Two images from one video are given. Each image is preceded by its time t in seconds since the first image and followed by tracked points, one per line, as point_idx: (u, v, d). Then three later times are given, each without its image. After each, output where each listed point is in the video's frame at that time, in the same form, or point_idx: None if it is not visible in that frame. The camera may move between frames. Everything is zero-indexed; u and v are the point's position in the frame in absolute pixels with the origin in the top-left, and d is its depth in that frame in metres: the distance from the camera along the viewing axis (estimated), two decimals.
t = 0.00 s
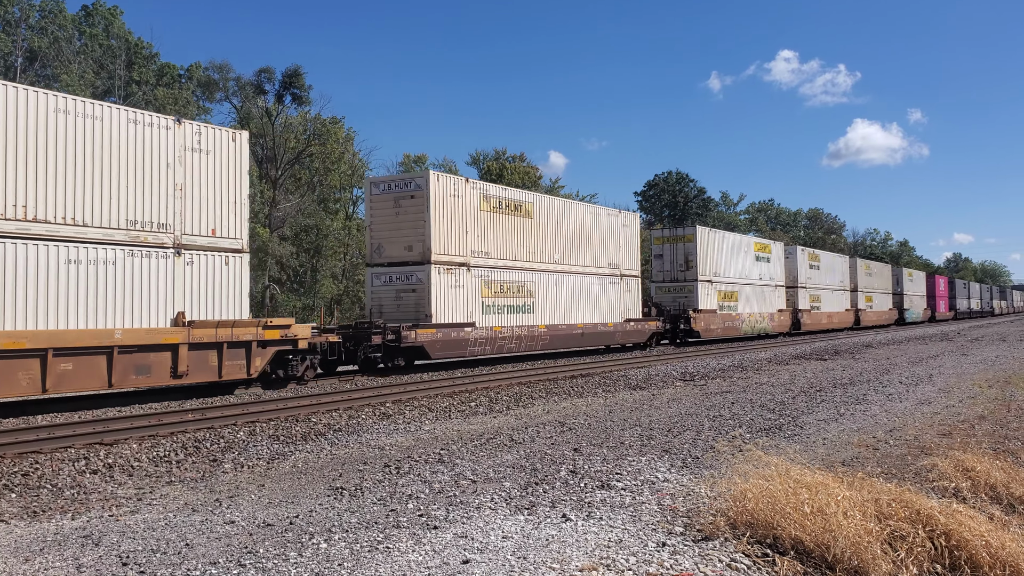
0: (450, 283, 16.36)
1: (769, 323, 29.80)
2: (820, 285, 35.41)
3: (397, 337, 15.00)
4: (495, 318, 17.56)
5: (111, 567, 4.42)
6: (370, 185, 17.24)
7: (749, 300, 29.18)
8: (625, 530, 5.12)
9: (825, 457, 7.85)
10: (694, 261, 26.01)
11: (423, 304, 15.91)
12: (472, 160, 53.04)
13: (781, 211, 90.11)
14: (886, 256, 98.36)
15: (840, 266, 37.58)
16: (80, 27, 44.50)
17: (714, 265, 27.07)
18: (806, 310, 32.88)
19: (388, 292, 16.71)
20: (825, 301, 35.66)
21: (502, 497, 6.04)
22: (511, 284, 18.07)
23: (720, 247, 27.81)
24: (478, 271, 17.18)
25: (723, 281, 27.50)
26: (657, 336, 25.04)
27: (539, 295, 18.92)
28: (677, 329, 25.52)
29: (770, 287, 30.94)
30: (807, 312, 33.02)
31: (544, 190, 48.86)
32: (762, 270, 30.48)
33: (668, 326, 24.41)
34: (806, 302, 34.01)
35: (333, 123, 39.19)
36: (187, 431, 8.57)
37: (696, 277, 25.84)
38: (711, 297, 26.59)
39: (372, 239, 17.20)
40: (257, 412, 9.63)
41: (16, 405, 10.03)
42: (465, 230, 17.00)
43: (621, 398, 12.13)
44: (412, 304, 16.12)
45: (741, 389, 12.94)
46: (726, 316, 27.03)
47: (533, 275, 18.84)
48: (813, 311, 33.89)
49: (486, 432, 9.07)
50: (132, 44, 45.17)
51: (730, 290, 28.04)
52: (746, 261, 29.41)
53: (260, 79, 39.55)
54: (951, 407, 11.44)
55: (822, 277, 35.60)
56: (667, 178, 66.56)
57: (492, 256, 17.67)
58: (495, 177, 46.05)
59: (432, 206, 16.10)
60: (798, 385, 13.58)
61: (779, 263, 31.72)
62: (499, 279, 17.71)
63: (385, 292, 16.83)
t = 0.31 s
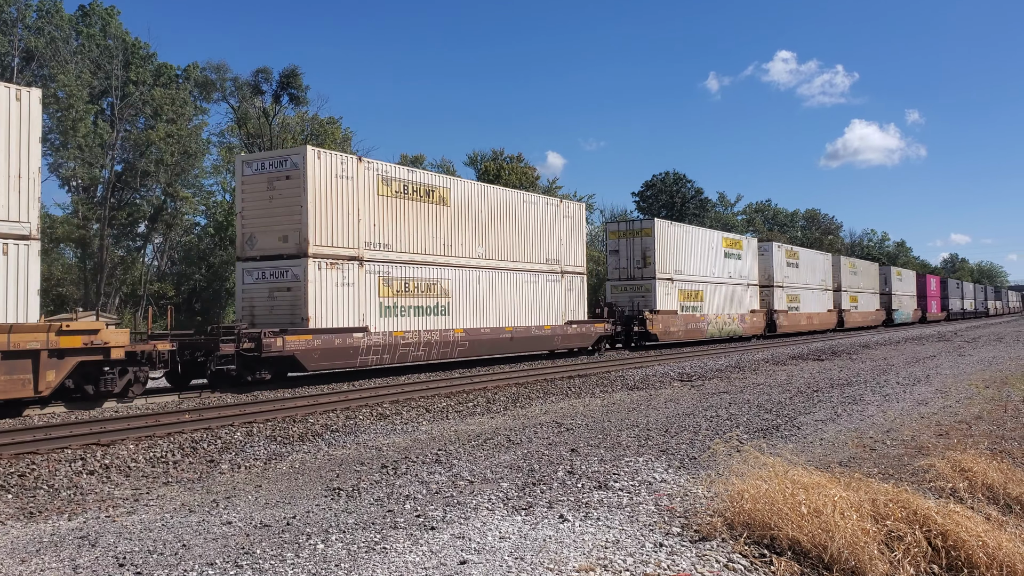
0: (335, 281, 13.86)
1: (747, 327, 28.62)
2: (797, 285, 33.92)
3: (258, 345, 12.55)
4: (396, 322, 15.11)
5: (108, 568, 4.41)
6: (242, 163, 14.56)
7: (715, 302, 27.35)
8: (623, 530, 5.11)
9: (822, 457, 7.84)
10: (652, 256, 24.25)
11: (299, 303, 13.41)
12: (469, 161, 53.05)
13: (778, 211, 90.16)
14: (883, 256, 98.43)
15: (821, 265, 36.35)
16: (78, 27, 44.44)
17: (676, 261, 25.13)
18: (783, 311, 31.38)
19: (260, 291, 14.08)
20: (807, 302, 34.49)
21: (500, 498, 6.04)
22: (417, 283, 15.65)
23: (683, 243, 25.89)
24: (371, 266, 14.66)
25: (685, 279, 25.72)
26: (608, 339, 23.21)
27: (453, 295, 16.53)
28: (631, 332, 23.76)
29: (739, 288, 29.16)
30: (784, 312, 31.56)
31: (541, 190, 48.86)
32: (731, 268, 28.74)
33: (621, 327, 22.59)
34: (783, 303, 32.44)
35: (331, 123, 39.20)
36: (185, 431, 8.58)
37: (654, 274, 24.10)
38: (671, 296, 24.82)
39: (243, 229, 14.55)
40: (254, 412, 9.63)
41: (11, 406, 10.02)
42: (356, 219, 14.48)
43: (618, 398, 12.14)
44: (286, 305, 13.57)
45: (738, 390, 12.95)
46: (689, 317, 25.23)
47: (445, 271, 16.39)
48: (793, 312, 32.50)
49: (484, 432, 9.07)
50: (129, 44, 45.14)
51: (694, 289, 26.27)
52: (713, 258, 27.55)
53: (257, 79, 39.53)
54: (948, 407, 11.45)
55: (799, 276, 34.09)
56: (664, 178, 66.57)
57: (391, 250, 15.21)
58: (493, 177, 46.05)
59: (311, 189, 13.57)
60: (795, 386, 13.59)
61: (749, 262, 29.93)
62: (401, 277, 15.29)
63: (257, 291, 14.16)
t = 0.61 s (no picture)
0: (172, 275, 11.51)
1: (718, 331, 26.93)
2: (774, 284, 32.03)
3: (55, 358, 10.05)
4: (258, 324, 12.72)
5: (105, 568, 4.41)
6: (64, 134, 12.13)
7: (678, 301, 25.25)
8: (622, 531, 5.11)
9: (820, 457, 7.84)
10: (603, 250, 22.15)
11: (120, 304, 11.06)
12: (468, 161, 53.06)
13: (776, 211, 90.15)
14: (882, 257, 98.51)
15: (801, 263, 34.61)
16: (76, 27, 44.37)
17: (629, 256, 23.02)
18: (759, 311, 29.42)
19: (79, 288, 11.68)
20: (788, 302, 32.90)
21: (498, 498, 6.04)
22: (290, 277, 13.29)
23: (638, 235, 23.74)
24: (227, 258, 12.33)
25: (642, 276, 23.64)
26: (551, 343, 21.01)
27: (341, 291, 14.18)
28: (577, 336, 21.49)
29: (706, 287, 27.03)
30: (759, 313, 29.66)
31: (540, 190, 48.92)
32: (696, 265, 26.65)
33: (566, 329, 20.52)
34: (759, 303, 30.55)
35: (329, 123, 39.22)
36: (183, 431, 8.57)
37: (605, 271, 22.03)
38: (625, 296, 22.78)
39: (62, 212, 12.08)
40: (252, 412, 9.63)
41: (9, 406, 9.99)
42: (202, 201, 12.11)
43: (616, 398, 12.16)
44: (107, 305, 11.21)
45: (736, 390, 12.96)
46: (646, 319, 23.13)
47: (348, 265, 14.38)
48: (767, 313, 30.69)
49: (482, 432, 9.08)
50: (127, 44, 45.09)
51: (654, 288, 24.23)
52: (674, 254, 25.39)
53: (255, 79, 39.51)
54: (946, 407, 11.46)
55: (777, 275, 32.17)
56: (662, 179, 66.60)
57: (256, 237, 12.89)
58: (491, 177, 46.04)
59: (136, 165, 11.20)
60: (794, 385, 13.60)
61: (718, 260, 27.83)
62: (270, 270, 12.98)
63: (78, 288, 11.73)
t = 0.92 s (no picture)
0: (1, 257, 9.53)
1: (676, 333, 24.95)
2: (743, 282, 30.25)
3: None
4: (52, 329, 10.02)
5: (103, 569, 4.41)
6: None
7: (624, 300, 23.06)
8: (620, 531, 5.11)
9: (818, 457, 7.84)
10: (533, 242, 19.80)
11: None
12: (465, 161, 53.09)
13: (773, 211, 90.20)
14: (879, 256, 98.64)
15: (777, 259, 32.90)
16: (72, 27, 44.26)
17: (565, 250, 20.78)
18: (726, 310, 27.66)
19: None
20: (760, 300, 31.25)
21: (495, 499, 6.03)
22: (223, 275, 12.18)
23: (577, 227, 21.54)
24: (89, 250, 10.42)
25: (581, 272, 21.38)
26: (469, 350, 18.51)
27: (174, 288, 11.45)
28: (499, 341, 18.87)
29: (658, 283, 24.89)
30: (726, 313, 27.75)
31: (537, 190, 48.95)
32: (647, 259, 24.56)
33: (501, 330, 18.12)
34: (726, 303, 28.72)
35: (327, 123, 39.22)
36: (181, 432, 8.55)
37: (535, 266, 19.65)
38: (562, 295, 20.50)
39: None
40: (250, 413, 9.63)
41: (7, 407, 9.94)
42: (113, 190, 10.89)
43: (614, 398, 12.17)
44: None
45: (734, 390, 12.97)
46: (585, 321, 20.79)
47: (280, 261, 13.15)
48: (737, 313, 28.91)
49: (480, 432, 9.09)
50: (124, 45, 45.03)
51: (598, 286, 22.02)
52: (621, 247, 23.20)
53: (252, 79, 39.46)
54: (944, 407, 11.47)
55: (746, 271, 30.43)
56: (660, 178, 66.62)
57: (132, 227, 11.07)
58: (489, 177, 46.02)
59: None
60: (791, 385, 13.61)
61: (673, 253, 25.67)
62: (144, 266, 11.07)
63: None
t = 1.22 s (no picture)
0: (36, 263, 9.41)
1: (631, 336, 22.90)
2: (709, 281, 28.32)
3: None
4: None
5: (100, 570, 4.41)
6: None
7: (569, 298, 20.61)
8: (617, 531, 5.11)
9: (815, 457, 7.86)
10: (452, 233, 17.30)
11: None
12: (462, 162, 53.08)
13: (770, 212, 90.29)
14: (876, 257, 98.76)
15: (750, 257, 31.04)
16: (70, 27, 44.27)
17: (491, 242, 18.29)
18: (690, 312, 25.81)
19: None
20: (731, 300, 29.45)
21: (493, 499, 6.03)
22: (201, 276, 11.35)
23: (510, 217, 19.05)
24: (69, 250, 9.74)
25: (512, 269, 18.83)
26: (367, 360, 15.85)
27: None
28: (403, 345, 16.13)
29: (608, 282, 22.45)
30: (689, 313, 25.84)
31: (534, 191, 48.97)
32: (599, 254, 22.19)
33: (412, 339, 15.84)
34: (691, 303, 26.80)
35: (324, 123, 39.22)
36: (178, 433, 8.54)
37: (454, 260, 17.20)
38: (487, 295, 17.96)
39: None
40: (247, 413, 9.64)
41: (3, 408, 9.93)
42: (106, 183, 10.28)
43: (612, 398, 12.18)
44: None
45: (732, 390, 12.98)
46: (518, 323, 18.40)
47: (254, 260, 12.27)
48: (703, 315, 27.03)
49: (477, 433, 9.10)
50: (121, 45, 45.00)
51: (537, 285, 19.60)
52: (565, 240, 20.82)
53: (249, 79, 39.44)
54: (941, 407, 11.48)
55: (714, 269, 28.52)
56: (657, 179, 66.65)
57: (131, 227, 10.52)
58: (486, 177, 46.00)
59: None
60: (789, 385, 13.62)
61: (625, 250, 23.33)
62: (126, 267, 10.35)
63: None
